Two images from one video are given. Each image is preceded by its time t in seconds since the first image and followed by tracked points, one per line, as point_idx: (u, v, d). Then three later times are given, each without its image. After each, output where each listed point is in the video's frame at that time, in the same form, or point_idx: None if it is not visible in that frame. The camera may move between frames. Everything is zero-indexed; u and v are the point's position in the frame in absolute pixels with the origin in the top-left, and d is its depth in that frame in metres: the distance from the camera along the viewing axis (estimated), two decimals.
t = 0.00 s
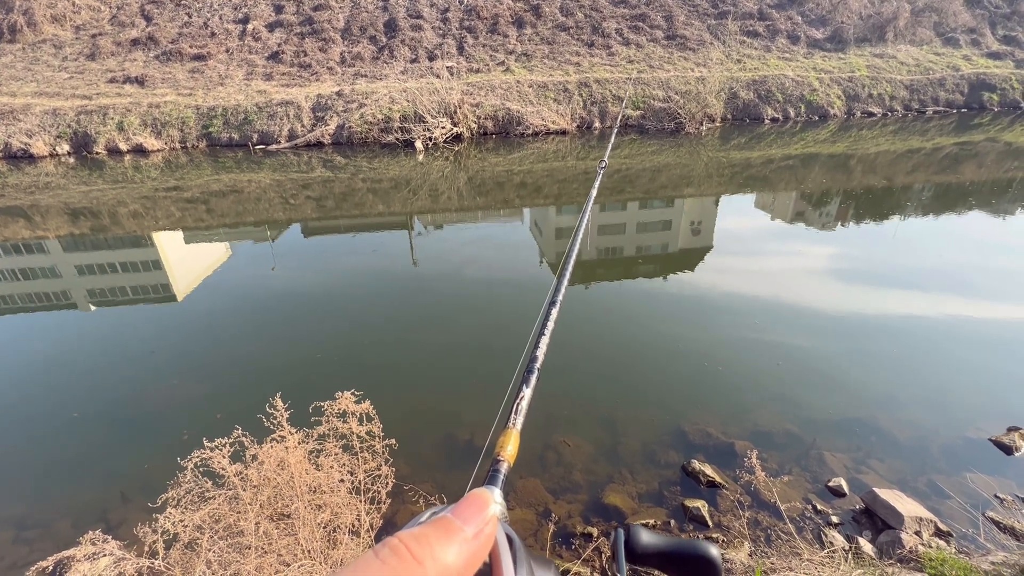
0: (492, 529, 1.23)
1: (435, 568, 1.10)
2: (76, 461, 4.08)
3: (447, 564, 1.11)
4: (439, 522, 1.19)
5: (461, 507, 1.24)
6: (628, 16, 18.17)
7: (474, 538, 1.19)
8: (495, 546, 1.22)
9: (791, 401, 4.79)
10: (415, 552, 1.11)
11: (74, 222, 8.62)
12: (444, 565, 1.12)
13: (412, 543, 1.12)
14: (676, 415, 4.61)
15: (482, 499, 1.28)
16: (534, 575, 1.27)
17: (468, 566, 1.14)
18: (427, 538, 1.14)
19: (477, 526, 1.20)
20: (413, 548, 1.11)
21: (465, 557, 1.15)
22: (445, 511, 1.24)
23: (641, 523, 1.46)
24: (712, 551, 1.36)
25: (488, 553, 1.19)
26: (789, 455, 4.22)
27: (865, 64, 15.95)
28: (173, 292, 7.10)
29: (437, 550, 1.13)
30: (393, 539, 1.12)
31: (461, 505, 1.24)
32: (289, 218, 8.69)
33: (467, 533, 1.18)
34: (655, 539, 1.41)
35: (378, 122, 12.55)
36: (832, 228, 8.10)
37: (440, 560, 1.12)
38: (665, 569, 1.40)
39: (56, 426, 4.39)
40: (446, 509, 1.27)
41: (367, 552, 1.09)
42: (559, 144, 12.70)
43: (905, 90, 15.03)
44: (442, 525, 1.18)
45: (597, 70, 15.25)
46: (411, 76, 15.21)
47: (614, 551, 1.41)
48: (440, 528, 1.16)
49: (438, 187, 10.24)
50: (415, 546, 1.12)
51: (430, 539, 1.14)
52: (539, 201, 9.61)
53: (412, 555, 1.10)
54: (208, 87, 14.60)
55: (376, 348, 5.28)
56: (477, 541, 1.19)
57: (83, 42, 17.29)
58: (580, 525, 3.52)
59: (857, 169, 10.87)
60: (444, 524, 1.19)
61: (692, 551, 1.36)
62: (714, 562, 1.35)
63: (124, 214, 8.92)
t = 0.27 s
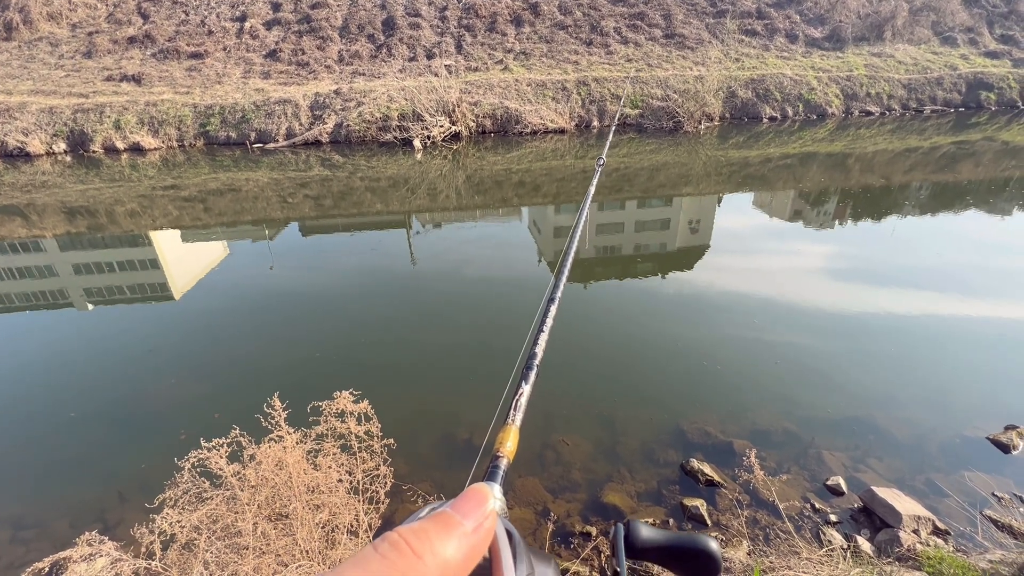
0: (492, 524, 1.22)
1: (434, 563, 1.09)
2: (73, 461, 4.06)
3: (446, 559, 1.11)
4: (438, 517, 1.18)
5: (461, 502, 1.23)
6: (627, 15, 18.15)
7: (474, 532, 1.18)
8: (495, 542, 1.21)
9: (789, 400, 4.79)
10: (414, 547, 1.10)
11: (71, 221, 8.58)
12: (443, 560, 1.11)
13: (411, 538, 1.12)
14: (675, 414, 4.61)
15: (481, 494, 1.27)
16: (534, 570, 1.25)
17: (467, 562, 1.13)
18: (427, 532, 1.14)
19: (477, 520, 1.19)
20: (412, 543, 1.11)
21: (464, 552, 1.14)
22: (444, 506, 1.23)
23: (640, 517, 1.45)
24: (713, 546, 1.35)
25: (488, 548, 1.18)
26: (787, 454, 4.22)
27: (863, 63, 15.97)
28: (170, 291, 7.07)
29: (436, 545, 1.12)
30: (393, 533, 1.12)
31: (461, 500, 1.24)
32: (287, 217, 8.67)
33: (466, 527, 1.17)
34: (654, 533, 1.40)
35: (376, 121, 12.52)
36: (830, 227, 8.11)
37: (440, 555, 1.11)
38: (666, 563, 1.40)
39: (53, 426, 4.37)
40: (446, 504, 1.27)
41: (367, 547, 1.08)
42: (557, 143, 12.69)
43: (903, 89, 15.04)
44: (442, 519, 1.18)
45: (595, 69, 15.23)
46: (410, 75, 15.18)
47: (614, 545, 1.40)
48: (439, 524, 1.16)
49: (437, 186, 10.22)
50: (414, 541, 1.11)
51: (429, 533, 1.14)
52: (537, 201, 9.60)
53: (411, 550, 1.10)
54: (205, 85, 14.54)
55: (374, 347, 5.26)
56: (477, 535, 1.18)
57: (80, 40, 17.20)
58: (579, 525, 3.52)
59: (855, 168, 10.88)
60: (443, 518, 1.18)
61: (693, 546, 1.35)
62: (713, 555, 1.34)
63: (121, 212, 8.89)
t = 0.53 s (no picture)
0: (489, 525, 1.22)
1: (430, 564, 1.10)
2: (70, 461, 4.05)
3: (443, 561, 1.11)
4: (436, 518, 1.18)
5: (457, 503, 1.23)
6: (625, 14, 18.14)
7: (471, 534, 1.18)
8: (492, 543, 1.21)
9: (788, 399, 4.80)
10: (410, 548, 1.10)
11: (68, 220, 8.55)
12: (440, 561, 1.11)
13: (408, 539, 1.11)
14: (674, 413, 4.61)
15: (478, 495, 1.26)
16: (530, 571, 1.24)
17: (463, 564, 1.14)
18: (423, 534, 1.13)
19: (474, 521, 1.19)
20: (408, 544, 1.11)
21: (461, 553, 1.14)
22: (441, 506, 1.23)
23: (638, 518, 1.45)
24: (710, 546, 1.35)
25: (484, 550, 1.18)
26: (786, 453, 4.22)
27: (861, 63, 15.98)
28: (168, 291, 7.05)
29: (433, 547, 1.12)
30: (389, 534, 1.11)
31: (458, 500, 1.23)
32: (285, 216, 8.65)
33: (462, 530, 1.17)
34: (652, 534, 1.40)
35: (374, 120, 12.50)
36: (828, 226, 8.12)
37: (436, 557, 1.11)
38: (662, 564, 1.40)
39: (50, 427, 4.35)
40: (443, 504, 1.26)
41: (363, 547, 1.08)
42: (556, 142, 12.68)
43: (900, 88, 15.07)
44: (439, 520, 1.17)
45: (594, 68, 15.22)
46: (408, 74, 15.15)
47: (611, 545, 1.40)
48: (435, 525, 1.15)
49: (435, 185, 10.20)
50: (410, 542, 1.11)
51: (426, 534, 1.13)
52: (536, 200, 9.59)
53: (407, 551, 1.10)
54: (203, 84, 14.49)
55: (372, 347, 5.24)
56: (473, 536, 1.18)
57: (76, 39, 17.12)
58: (578, 524, 3.52)
59: (853, 167, 10.90)
60: (440, 519, 1.17)
61: (689, 546, 1.35)
62: (710, 557, 1.34)
63: (118, 212, 8.86)
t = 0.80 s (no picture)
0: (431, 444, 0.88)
1: (354, 495, 0.77)
2: (66, 462, 4.02)
3: (370, 491, 0.78)
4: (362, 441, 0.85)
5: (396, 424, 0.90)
6: (623, 14, 18.14)
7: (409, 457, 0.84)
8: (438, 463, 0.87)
9: (786, 399, 4.79)
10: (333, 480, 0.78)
11: (64, 221, 8.52)
12: (372, 490, 0.79)
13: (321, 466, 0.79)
14: (672, 413, 4.61)
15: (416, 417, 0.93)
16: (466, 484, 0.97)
17: (400, 491, 0.82)
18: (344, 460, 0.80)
19: (410, 444, 0.85)
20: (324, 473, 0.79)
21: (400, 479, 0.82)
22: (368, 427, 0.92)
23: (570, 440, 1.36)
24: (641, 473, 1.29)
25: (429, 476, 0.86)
26: (785, 452, 4.22)
27: (858, 62, 16.01)
28: (165, 291, 7.02)
29: (359, 474, 0.79)
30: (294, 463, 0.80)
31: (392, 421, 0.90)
32: (283, 216, 8.63)
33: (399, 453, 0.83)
34: (582, 456, 1.32)
35: (372, 120, 12.48)
36: (826, 226, 8.14)
37: (361, 486, 0.78)
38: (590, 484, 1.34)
39: (46, 427, 4.33)
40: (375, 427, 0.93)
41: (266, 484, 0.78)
42: (554, 142, 12.67)
43: (897, 88, 15.11)
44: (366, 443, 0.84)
45: (592, 68, 15.22)
46: (405, 73, 15.14)
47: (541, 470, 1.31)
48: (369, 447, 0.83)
49: (433, 185, 10.19)
50: (333, 468, 0.79)
51: (348, 462, 0.81)
52: (534, 199, 9.58)
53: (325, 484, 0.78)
54: (200, 84, 14.46)
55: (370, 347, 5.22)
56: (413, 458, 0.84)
57: (72, 39, 17.06)
58: (576, 524, 3.53)
59: (851, 167, 10.92)
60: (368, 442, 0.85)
61: (620, 470, 1.29)
62: (638, 480, 1.29)
63: (115, 212, 8.83)
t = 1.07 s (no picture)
0: (226, 251, 1.21)
1: (143, 284, 1.09)
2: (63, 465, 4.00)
3: (160, 282, 1.11)
4: (152, 244, 1.14)
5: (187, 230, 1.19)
6: (620, 14, 18.14)
7: (202, 259, 1.17)
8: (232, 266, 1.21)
9: (786, 399, 4.77)
10: (115, 272, 1.07)
11: (61, 222, 8.49)
12: (158, 284, 1.10)
13: (110, 260, 1.08)
14: (671, 414, 4.59)
15: (211, 226, 1.23)
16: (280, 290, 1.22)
17: (188, 286, 1.15)
18: (134, 256, 1.10)
19: (205, 247, 1.18)
20: (112, 263, 1.08)
21: (185, 278, 1.14)
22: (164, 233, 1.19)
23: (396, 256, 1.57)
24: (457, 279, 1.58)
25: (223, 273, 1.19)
26: (784, 453, 4.22)
27: (855, 63, 16.05)
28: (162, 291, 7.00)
29: (147, 268, 1.10)
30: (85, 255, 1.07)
31: (183, 229, 1.19)
32: (280, 217, 8.61)
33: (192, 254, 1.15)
34: (408, 270, 1.56)
35: (370, 120, 12.45)
36: (823, 226, 8.16)
37: (151, 277, 1.10)
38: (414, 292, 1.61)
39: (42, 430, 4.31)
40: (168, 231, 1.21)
41: (47, 270, 1.05)
42: (552, 142, 12.68)
43: (894, 88, 15.14)
44: (157, 246, 1.14)
45: (590, 68, 15.22)
46: (403, 74, 15.13)
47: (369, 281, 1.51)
48: (156, 250, 1.12)
49: (431, 185, 10.19)
50: (114, 262, 1.08)
51: (137, 257, 1.11)
52: (532, 199, 9.57)
53: (112, 274, 1.07)
54: (197, 85, 14.41)
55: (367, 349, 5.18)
56: (205, 261, 1.17)
57: (69, 39, 16.99)
58: (575, 525, 3.54)
59: (848, 167, 10.95)
60: (159, 245, 1.14)
61: (439, 277, 1.57)
62: (457, 286, 1.59)
63: (112, 213, 8.80)
